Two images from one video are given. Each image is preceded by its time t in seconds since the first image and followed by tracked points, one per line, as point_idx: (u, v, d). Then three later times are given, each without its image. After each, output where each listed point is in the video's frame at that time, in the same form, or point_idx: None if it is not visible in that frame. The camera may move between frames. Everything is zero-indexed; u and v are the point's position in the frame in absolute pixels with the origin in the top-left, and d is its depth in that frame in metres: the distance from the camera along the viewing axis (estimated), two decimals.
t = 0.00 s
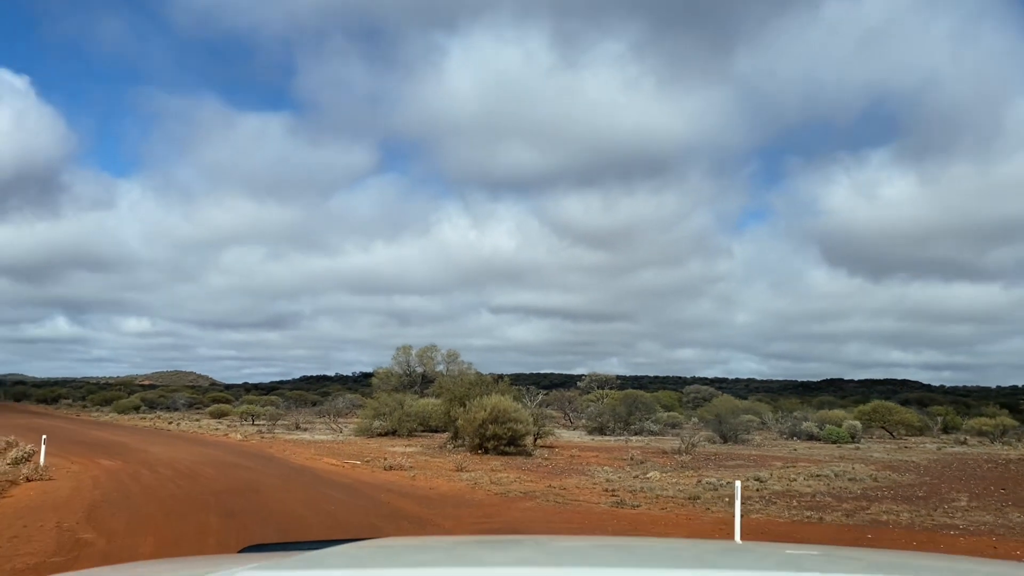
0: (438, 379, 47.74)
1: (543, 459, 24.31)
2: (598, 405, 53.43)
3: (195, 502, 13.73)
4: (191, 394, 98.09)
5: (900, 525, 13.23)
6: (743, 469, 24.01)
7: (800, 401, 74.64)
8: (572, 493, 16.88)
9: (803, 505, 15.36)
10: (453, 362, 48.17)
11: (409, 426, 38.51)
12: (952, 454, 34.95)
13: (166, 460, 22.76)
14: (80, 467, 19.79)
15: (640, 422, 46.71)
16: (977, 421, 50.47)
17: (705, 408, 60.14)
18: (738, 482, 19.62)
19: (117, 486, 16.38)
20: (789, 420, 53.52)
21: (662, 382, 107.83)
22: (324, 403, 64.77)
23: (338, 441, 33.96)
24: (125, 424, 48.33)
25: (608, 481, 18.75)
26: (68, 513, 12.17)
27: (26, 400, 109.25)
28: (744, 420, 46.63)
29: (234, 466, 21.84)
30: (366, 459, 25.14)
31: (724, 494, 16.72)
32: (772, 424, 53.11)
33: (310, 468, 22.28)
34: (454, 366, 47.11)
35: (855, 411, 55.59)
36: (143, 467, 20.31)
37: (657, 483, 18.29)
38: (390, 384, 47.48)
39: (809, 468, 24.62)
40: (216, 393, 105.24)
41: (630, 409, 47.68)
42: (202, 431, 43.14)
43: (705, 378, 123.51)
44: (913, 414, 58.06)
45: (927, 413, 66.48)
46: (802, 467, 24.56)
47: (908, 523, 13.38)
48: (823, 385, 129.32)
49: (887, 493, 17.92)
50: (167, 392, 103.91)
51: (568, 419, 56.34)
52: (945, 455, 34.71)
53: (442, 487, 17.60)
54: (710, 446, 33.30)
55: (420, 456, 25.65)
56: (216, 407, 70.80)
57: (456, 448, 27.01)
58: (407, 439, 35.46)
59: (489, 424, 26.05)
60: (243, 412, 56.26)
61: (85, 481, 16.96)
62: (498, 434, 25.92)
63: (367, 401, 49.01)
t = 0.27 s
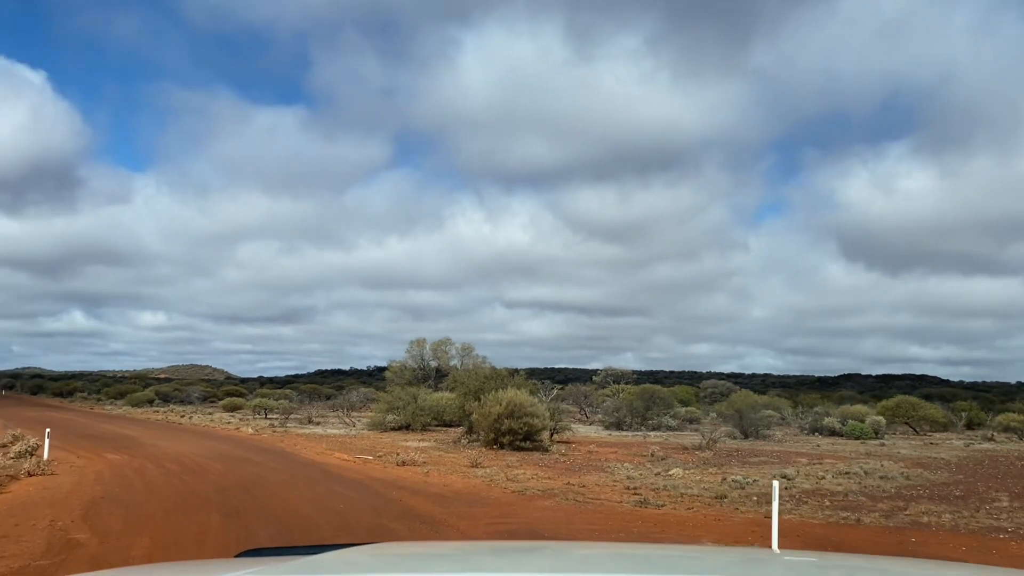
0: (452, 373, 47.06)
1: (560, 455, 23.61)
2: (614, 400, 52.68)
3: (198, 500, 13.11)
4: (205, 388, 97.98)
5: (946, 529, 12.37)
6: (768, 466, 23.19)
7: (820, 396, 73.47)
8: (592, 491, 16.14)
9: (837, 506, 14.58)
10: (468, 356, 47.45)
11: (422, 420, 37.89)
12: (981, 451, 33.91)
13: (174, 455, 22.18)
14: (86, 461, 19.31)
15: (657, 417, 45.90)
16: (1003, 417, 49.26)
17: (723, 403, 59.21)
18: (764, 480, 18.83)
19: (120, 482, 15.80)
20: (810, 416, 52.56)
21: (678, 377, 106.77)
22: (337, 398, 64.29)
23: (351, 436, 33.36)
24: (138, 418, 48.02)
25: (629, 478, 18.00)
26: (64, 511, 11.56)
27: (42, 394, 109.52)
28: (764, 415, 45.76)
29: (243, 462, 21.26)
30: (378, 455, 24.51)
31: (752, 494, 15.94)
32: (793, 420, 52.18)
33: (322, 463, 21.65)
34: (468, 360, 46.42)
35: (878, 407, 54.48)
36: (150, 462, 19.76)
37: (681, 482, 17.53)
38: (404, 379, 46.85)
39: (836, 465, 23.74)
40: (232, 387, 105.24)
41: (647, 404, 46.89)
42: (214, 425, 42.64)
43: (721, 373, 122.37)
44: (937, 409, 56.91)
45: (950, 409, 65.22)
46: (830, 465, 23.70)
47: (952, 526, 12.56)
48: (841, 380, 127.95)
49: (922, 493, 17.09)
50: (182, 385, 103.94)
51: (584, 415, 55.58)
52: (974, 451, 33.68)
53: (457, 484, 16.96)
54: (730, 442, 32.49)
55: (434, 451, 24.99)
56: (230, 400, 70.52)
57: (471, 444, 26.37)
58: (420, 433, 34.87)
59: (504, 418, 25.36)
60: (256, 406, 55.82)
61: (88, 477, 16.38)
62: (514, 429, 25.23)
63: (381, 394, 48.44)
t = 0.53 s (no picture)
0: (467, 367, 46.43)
1: (579, 451, 22.91)
2: (631, 396, 51.96)
3: (202, 498, 12.51)
4: (221, 382, 98.01)
5: (995, 533, 11.56)
6: (795, 463, 22.37)
7: (840, 392, 72.34)
8: (614, 489, 15.43)
9: (875, 506, 13.79)
10: (483, 350, 46.79)
11: (437, 415, 37.31)
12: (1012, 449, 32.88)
13: (184, 449, 21.69)
14: (92, 456, 18.82)
15: (676, 413, 45.11)
16: None
17: (742, 399, 58.28)
18: (793, 478, 18.05)
19: (125, 477, 15.27)
20: (832, 413, 51.59)
21: (695, 372, 105.79)
22: (351, 392, 63.89)
23: (364, 431, 32.80)
24: (153, 412, 47.75)
25: (652, 476, 17.28)
26: (60, 510, 11.00)
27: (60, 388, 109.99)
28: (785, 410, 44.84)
29: (254, 457, 20.71)
30: (392, 450, 23.90)
31: (783, 494, 15.18)
32: (814, 416, 51.23)
33: (334, 458, 21.07)
34: (483, 354, 45.77)
35: (901, 403, 53.41)
36: (159, 457, 19.24)
37: (707, 480, 16.79)
38: (419, 373, 46.27)
39: (865, 463, 22.89)
40: (247, 381, 105.27)
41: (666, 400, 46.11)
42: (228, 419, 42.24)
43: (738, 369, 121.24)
44: (961, 405, 55.74)
45: (974, 405, 63.96)
46: (859, 463, 22.84)
47: (1000, 529, 11.77)
48: (859, 376, 126.49)
49: (962, 493, 16.24)
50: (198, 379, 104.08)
51: (600, 410, 54.85)
52: (1005, 449, 32.66)
53: (473, 481, 16.30)
54: (752, 439, 31.69)
55: (449, 446, 24.36)
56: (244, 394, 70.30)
57: (487, 439, 25.74)
58: (435, 428, 34.28)
59: (521, 414, 24.68)
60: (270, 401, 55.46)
61: (92, 472, 15.84)
62: (531, 425, 24.55)
63: (395, 389, 47.89)
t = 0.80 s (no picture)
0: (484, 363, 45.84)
1: (601, 448, 22.25)
2: (650, 392, 51.25)
3: (212, 496, 12.01)
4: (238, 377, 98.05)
5: None
6: (825, 461, 21.59)
7: (863, 389, 71.19)
8: (641, 488, 14.78)
9: (918, 508, 13.05)
10: (500, 345, 46.18)
11: (454, 410, 36.76)
12: None
13: (199, 445, 21.29)
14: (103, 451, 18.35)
15: (697, 409, 44.35)
16: None
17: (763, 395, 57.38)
18: (826, 477, 17.33)
19: (135, 474, 14.80)
20: (855, 409, 50.67)
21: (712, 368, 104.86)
22: (367, 388, 63.51)
23: (380, 426, 32.27)
24: (168, 407, 47.55)
25: (679, 474, 16.63)
26: (62, 508, 10.51)
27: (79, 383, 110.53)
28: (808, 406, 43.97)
29: (267, 453, 20.18)
30: (409, 446, 23.34)
31: (819, 494, 14.45)
32: (837, 413, 50.32)
33: (351, 455, 20.54)
34: (500, 350, 45.17)
35: (925, 400, 52.38)
36: (172, 452, 18.82)
37: (738, 479, 16.08)
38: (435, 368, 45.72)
39: (897, 461, 22.08)
40: (263, 377, 105.34)
41: (686, 396, 45.36)
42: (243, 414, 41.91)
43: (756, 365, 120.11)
44: (987, 402, 54.60)
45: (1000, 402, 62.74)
46: (891, 461, 22.03)
47: None
48: (879, 372, 125.04)
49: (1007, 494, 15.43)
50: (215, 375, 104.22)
51: (619, 407, 54.14)
52: None
53: (494, 479, 15.68)
54: (777, 436, 30.92)
55: (467, 443, 23.77)
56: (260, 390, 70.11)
57: (505, 435, 25.14)
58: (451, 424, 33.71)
59: (541, 409, 24.06)
60: (286, 396, 55.12)
61: (101, 467, 15.37)
62: (551, 420, 23.92)
63: (411, 384, 47.37)
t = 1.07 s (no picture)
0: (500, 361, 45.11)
1: (623, 449, 21.46)
2: (669, 391, 50.40)
3: (218, 498, 11.37)
4: (254, 375, 97.94)
5: None
6: (858, 463, 20.69)
7: (886, 387, 70.00)
8: (670, 491, 14.01)
9: (970, 514, 12.18)
10: (517, 342, 45.44)
11: (471, 409, 36.07)
12: None
13: (209, 444, 20.72)
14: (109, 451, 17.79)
15: (718, 408, 43.45)
16: None
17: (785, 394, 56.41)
18: (863, 479, 16.49)
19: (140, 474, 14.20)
20: (880, 409, 49.58)
21: (731, 367, 103.70)
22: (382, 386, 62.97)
23: (395, 425, 31.61)
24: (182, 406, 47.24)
25: (708, 477, 15.86)
26: (58, 511, 9.89)
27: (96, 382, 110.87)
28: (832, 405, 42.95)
29: (278, 453, 19.56)
30: (424, 446, 22.65)
31: (859, 497, 13.60)
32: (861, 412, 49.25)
33: (365, 455, 19.88)
34: (517, 347, 44.43)
35: (953, 399, 51.17)
36: (181, 451, 18.24)
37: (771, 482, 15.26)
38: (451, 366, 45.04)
39: (934, 463, 21.13)
40: (279, 375, 105.20)
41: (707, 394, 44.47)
42: (257, 412, 41.42)
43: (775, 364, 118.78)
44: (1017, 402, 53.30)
45: None
46: (927, 462, 21.08)
47: None
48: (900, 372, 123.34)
49: None
50: (231, 373, 104.17)
51: (637, 406, 53.29)
52: None
53: (514, 481, 14.94)
54: (803, 435, 30.03)
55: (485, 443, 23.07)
56: (276, 388, 69.71)
57: (524, 435, 24.42)
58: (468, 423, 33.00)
59: (560, 407, 23.30)
60: (301, 394, 54.66)
61: (106, 467, 14.80)
62: (571, 419, 23.16)
63: (427, 383, 46.74)
